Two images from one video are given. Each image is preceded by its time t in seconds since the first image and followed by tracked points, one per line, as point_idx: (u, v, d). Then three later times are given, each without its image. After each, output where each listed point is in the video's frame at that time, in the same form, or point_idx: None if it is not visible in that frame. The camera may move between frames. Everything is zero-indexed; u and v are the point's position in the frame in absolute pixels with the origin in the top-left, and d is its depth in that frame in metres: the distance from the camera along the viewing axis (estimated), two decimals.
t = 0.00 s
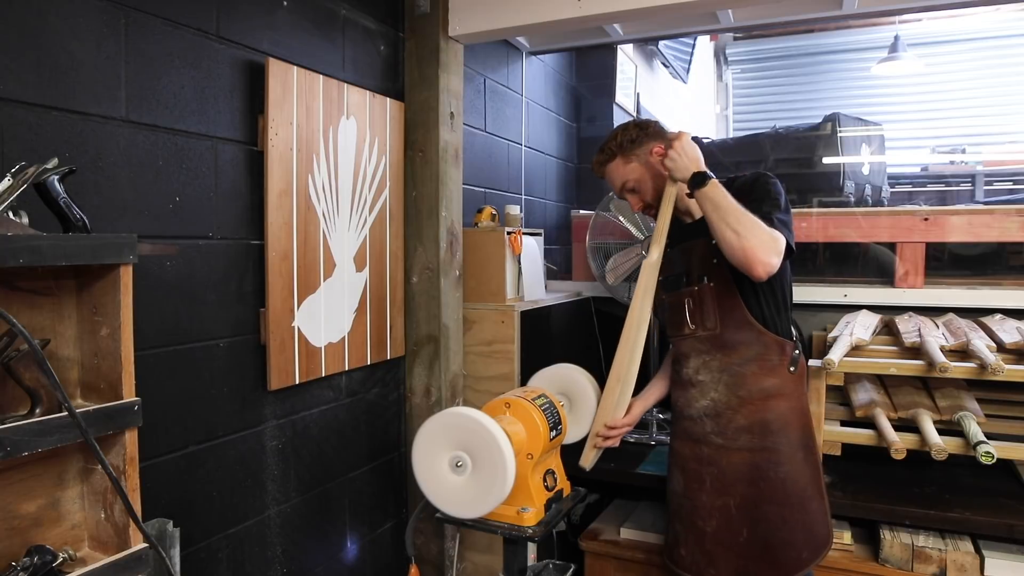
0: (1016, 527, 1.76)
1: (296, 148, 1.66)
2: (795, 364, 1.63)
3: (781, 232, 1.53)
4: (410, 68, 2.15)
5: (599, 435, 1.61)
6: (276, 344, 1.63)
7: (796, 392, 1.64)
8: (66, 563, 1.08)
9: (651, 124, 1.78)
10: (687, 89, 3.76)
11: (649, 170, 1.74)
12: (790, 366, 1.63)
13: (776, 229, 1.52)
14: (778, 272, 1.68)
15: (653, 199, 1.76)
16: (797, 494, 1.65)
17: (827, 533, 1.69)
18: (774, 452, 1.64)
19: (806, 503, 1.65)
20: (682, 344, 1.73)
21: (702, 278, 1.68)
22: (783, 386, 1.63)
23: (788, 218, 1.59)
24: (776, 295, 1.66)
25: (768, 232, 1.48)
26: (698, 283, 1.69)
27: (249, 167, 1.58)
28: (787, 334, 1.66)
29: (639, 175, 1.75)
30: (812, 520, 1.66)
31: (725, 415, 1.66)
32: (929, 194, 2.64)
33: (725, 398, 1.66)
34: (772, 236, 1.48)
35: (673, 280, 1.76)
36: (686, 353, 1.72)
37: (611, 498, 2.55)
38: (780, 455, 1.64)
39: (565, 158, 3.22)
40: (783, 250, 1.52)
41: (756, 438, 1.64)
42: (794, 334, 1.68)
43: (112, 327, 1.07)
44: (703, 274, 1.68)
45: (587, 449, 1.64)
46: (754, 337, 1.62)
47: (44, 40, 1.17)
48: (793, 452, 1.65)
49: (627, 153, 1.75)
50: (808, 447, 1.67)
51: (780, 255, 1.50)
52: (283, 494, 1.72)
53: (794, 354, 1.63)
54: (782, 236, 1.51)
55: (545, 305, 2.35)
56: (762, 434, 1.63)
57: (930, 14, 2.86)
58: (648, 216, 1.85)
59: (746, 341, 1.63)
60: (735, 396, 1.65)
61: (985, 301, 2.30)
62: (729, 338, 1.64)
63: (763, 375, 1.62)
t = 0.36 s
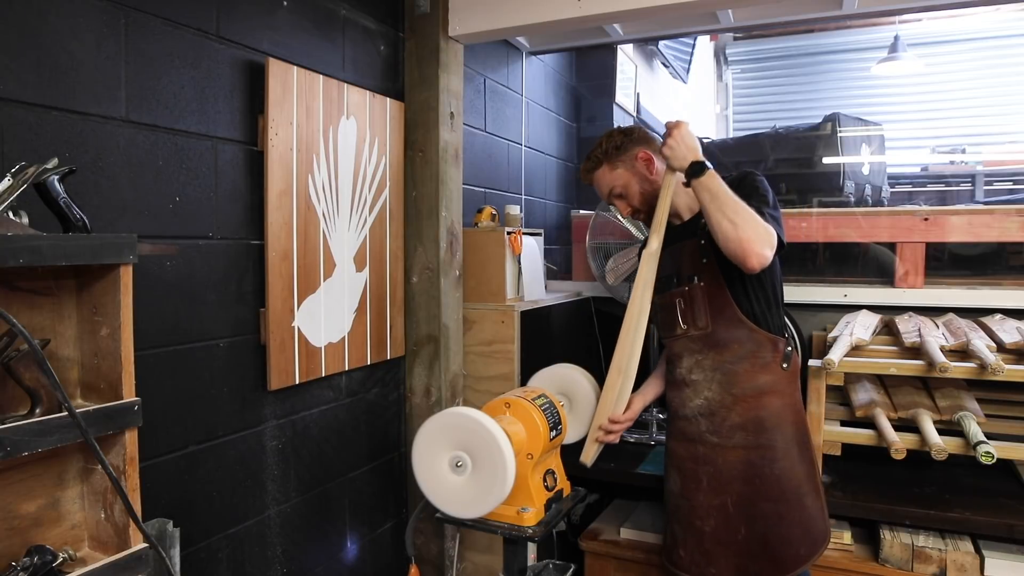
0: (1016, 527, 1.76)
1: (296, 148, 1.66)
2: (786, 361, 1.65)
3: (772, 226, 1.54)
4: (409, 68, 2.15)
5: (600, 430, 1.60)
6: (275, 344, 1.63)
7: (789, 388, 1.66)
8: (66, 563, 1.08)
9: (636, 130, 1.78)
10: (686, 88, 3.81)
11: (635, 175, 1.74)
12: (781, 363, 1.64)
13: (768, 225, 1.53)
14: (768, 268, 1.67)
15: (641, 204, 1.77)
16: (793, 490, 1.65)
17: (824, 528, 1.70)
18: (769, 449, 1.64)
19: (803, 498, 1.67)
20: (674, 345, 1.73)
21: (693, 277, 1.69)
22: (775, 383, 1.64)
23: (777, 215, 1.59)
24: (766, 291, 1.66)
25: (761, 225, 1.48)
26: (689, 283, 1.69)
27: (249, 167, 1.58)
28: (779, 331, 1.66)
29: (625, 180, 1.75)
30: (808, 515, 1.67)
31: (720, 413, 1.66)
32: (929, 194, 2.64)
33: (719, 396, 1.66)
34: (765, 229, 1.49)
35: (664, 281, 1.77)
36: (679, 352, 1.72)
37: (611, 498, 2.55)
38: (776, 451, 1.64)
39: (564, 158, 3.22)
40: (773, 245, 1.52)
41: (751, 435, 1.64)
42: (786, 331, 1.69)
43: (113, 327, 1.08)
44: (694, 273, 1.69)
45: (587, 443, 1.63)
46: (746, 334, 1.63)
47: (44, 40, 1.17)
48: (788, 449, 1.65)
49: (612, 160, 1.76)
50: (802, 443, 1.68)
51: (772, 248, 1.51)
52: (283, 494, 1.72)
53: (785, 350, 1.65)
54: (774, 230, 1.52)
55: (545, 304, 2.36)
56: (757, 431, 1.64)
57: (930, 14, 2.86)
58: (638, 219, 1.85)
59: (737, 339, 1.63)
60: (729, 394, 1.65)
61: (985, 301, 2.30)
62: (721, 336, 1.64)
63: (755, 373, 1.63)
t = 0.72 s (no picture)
0: (1016, 527, 1.76)
1: (296, 148, 1.66)
2: (786, 360, 1.65)
3: (773, 224, 1.55)
4: (409, 68, 2.15)
5: (601, 430, 1.61)
6: (275, 344, 1.63)
7: (788, 387, 1.66)
8: (66, 563, 1.08)
9: (633, 131, 1.78)
10: (686, 88, 3.77)
11: (632, 176, 1.74)
12: (781, 361, 1.65)
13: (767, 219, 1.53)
14: (767, 268, 1.68)
15: (638, 205, 1.77)
16: (793, 488, 1.66)
17: (825, 527, 1.70)
18: (769, 448, 1.64)
19: (803, 497, 1.67)
20: (674, 345, 1.73)
21: (692, 277, 1.69)
22: (775, 381, 1.64)
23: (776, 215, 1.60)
24: (764, 290, 1.66)
25: (764, 222, 1.49)
26: (688, 283, 1.69)
27: (249, 167, 1.58)
28: (778, 330, 1.66)
29: (623, 181, 1.75)
30: (808, 514, 1.67)
31: (720, 412, 1.66)
32: (929, 194, 2.64)
33: (719, 395, 1.66)
34: (767, 226, 1.49)
35: (663, 281, 1.77)
36: (678, 352, 1.72)
37: (611, 498, 2.55)
38: (776, 450, 1.64)
39: (564, 158, 3.22)
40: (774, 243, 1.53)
41: (751, 434, 1.64)
42: (785, 330, 1.69)
43: (113, 327, 1.07)
44: (693, 273, 1.69)
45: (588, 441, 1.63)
46: (746, 334, 1.63)
47: (44, 40, 1.17)
48: (788, 447, 1.65)
49: (610, 161, 1.76)
50: (802, 442, 1.68)
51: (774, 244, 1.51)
52: (283, 494, 1.72)
53: (785, 349, 1.65)
54: (775, 226, 1.52)
55: (545, 304, 2.35)
56: (757, 430, 1.63)
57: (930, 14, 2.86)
58: (636, 220, 1.85)
59: (737, 338, 1.63)
60: (729, 393, 1.65)
61: (985, 301, 2.30)
62: (721, 335, 1.65)
63: (755, 372, 1.63)
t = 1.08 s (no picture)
0: (1016, 527, 1.76)
1: (296, 148, 1.66)
2: (785, 359, 1.65)
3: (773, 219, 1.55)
4: (410, 68, 2.15)
5: (603, 422, 1.59)
6: (275, 344, 1.63)
7: (788, 386, 1.66)
8: (66, 563, 1.08)
9: (631, 132, 1.78)
10: (686, 89, 3.76)
11: (632, 176, 1.74)
12: (781, 360, 1.65)
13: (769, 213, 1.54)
14: (767, 268, 1.68)
15: (638, 205, 1.77)
16: (792, 487, 1.66)
17: (824, 526, 1.70)
18: (769, 447, 1.64)
19: (803, 496, 1.67)
20: (674, 344, 1.73)
21: (692, 277, 1.69)
22: (774, 380, 1.64)
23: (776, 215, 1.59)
24: (764, 289, 1.66)
25: (765, 216, 1.50)
26: (687, 282, 1.70)
27: (249, 167, 1.58)
28: (778, 329, 1.66)
29: (623, 182, 1.75)
30: (808, 513, 1.67)
31: (720, 411, 1.66)
32: (929, 194, 2.64)
33: (719, 394, 1.66)
34: (768, 220, 1.50)
35: (662, 282, 1.77)
36: (678, 352, 1.72)
37: (611, 497, 2.55)
38: (775, 449, 1.64)
39: (564, 158, 3.22)
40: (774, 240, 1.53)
41: (750, 433, 1.64)
42: (784, 329, 1.69)
43: (113, 327, 1.07)
44: (692, 273, 1.69)
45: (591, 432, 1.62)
46: (746, 333, 1.63)
47: (44, 40, 1.17)
48: (787, 446, 1.65)
49: (609, 161, 1.76)
50: (802, 441, 1.68)
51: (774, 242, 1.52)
52: (283, 494, 1.72)
53: (785, 348, 1.65)
54: (776, 221, 1.53)
55: (545, 304, 2.35)
56: (757, 429, 1.63)
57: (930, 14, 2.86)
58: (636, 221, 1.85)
59: (736, 337, 1.63)
60: (729, 392, 1.65)
61: (985, 301, 2.30)
62: (720, 334, 1.65)
63: (754, 371, 1.63)
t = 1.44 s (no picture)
0: (1016, 527, 1.76)
1: (296, 149, 1.66)
2: (784, 357, 1.65)
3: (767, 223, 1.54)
4: (409, 68, 2.15)
5: (600, 431, 1.60)
6: (275, 345, 1.63)
7: (786, 384, 1.66)
8: (66, 563, 1.08)
9: (627, 134, 1.79)
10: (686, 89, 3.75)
11: (628, 179, 1.74)
12: (780, 359, 1.65)
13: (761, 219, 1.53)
14: (764, 267, 1.68)
15: (634, 207, 1.77)
16: (793, 486, 1.66)
17: (825, 524, 1.70)
18: (769, 446, 1.64)
19: (803, 494, 1.67)
20: (672, 345, 1.72)
21: (688, 277, 1.69)
22: (773, 379, 1.64)
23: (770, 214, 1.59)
24: (762, 288, 1.66)
25: (756, 223, 1.48)
26: (684, 283, 1.70)
27: (249, 167, 1.58)
28: (777, 327, 1.67)
29: (619, 185, 1.75)
30: (809, 511, 1.67)
31: (720, 411, 1.66)
32: (929, 194, 2.64)
33: (719, 394, 1.66)
34: (759, 227, 1.49)
35: (660, 283, 1.78)
36: (677, 352, 1.71)
37: (610, 497, 2.55)
38: (775, 447, 1.65)
39: (564, 158, 3.23)
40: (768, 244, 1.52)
41: (751, 432, 1.64)
42: (782, 328, 1.69)
43: (112, 327, 1.08)
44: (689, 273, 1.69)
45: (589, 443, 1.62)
46: (745, 332, 1.63)
47: (44, 40, 1.17)
48: (788, 445, 1.66)
49: (604, 164, 1.76)
50: (801, 439, 1.68)
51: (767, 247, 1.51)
52: (283, 494, 1.72)
53: (783, 347, 1.66)
54: (768, 226, 1.51)
55: (545, 304, 2.35)
56: (757, 428, 1.64)
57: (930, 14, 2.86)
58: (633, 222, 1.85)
59: (736, 336, 1.63)
60: (728, 392, 1.65)
61: (985, 301, 2.30)
62: (718, 334, 1.65)
63: (753, 370, 1.63)
